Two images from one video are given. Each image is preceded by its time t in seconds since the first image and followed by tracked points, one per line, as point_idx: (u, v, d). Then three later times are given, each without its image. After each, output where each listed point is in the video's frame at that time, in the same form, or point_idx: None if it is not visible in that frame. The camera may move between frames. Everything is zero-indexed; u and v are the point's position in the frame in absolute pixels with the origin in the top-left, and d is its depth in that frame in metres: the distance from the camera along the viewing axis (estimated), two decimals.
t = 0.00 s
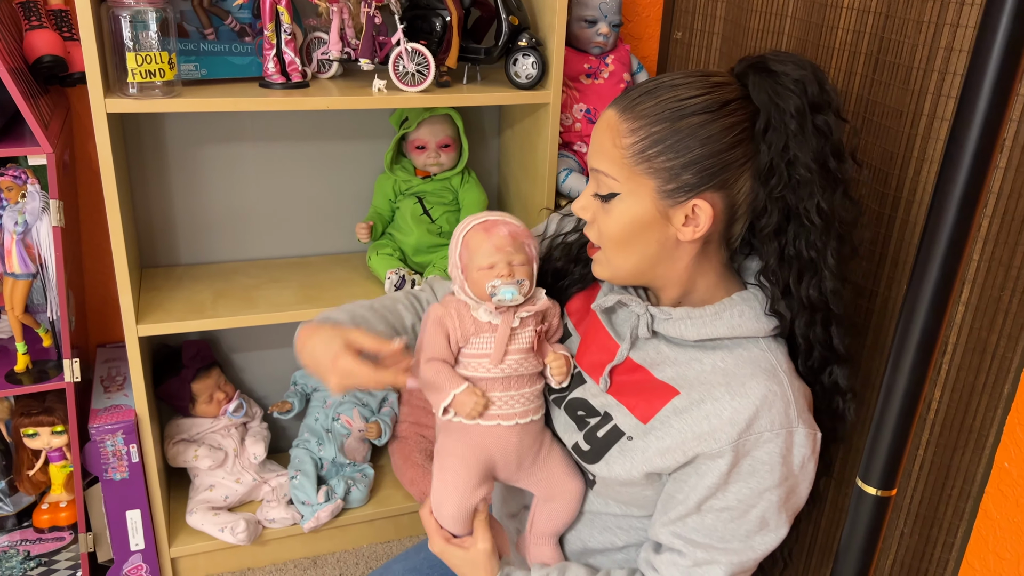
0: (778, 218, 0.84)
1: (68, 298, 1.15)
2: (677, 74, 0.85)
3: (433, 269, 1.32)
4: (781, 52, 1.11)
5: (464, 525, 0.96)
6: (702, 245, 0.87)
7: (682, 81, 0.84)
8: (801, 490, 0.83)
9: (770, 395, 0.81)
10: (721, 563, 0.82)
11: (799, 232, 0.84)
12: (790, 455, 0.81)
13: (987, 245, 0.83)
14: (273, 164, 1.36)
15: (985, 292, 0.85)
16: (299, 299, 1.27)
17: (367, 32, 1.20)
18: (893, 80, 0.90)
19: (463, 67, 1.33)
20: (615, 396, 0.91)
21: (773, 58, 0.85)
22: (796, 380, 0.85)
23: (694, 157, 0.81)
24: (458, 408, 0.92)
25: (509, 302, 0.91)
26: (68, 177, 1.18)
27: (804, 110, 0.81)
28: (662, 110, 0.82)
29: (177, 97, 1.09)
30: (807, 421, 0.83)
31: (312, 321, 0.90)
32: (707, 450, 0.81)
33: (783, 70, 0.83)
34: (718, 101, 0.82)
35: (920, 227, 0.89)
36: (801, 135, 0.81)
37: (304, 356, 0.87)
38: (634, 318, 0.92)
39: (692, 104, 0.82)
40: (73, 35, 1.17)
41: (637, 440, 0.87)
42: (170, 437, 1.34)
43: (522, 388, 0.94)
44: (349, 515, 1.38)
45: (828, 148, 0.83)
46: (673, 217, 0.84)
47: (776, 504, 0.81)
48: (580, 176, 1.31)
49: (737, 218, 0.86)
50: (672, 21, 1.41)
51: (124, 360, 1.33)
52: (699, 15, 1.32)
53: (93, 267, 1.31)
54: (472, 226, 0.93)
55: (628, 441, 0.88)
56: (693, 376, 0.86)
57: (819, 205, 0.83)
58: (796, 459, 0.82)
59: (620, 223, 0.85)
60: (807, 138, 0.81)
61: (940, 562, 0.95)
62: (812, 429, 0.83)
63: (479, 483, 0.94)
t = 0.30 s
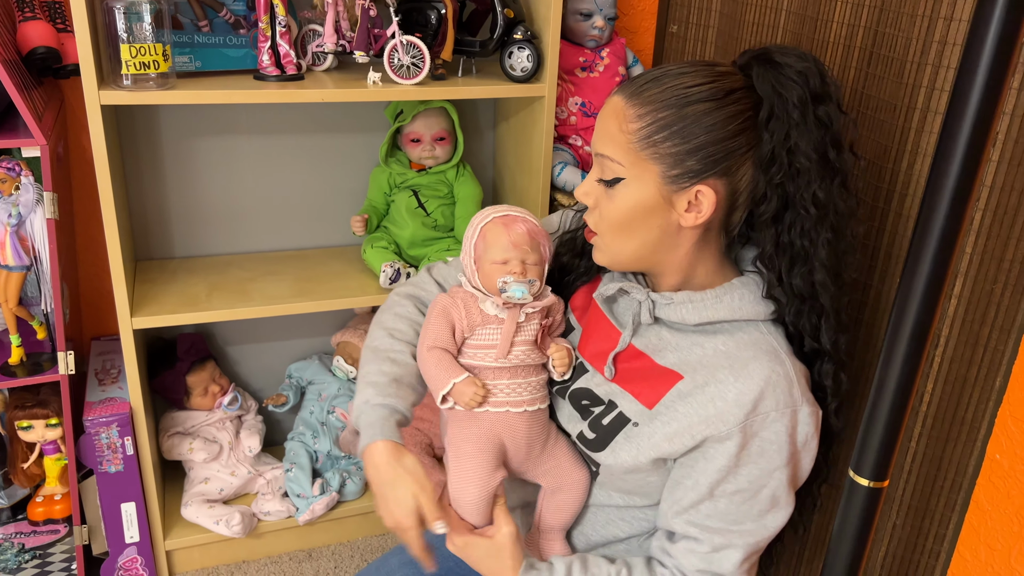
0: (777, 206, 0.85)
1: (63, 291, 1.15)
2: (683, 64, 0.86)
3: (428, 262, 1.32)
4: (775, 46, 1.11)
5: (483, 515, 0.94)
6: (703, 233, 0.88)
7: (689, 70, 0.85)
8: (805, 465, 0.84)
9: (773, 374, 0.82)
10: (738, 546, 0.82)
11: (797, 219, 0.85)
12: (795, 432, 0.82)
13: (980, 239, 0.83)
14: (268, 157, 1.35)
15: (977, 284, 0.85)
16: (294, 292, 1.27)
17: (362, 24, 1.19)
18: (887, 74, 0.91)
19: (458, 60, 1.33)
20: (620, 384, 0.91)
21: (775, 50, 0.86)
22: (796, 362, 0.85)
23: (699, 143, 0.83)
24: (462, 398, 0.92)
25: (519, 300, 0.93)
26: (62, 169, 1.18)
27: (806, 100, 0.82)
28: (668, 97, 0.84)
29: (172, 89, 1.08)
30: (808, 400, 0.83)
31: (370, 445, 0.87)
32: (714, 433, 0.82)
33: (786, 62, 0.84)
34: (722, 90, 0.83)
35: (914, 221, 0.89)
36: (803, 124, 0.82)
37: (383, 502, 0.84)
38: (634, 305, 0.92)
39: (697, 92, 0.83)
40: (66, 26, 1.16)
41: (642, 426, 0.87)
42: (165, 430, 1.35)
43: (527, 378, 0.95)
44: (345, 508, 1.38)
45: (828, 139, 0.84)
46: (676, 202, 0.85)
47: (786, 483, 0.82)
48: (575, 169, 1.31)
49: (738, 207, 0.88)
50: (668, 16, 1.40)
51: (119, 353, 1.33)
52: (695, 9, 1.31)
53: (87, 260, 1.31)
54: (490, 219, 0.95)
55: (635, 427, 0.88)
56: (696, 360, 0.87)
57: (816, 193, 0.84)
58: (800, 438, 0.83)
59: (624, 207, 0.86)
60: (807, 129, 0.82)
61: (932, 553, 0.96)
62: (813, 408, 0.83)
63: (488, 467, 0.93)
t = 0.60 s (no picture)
0: (777, 186, 0.87)
1: (58, 284, 1.15)
2: (675, 56, 0.88)
3: (423, 256, 1.33)
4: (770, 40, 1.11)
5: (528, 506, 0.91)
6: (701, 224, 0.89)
7: (682, 61, 0.87)
8: (821, 422, 0.86)
9: (784, 346, 0.83)
10: (782, 517, 0.84)
11: (794, 197, 0.88)
12: (812, 398, 0.84)
13: (973, 232, 0.83)
14: (264, 151, 1.35)
15: (971, 277, 0.85)
16: (291, 286, 1.27)
17: (357, 18, 1.19)
18: (882, 68, 0.91)
19: (454, 54, 1.33)
20: (632, 370, 0.91)
21: (760, 39, 0.89)
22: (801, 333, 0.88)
23: (703, 131, 0.84)
24: (482, 403, 0.93)
25: (520, 300, 0.95)
26: (57, 163, 1.18)
27: (795, 81, 0.85)
28: (669, 89, 0.85)
29: (166, 83, 1.08)
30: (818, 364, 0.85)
31: (415, 454, 0.91)
32: (738, 414, 0.82)
33: (772, 48, 0.88)
34: (716, 78, 0.86)
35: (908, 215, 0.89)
36: (796, 104, 0.85)
37: (440, 500, 0.89)
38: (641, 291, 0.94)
39: (695, 82, 0.85)
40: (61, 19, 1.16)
41: (659, 411, 0.88)
42: (160, 425, 1.34)
43: (538, 378, 0.97)
44: (341, 502, 1.38)
45: (817, 118, 0.87)
46: (683, 190, 0.86)
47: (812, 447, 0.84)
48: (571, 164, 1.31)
49: (734, 193, 0.89)
50: (665, 10, 1.40)
51: (115, 347, 1.33)
52: (691, 3, 1.31)
53: (83, 254, 1.31)
54: (480, 227, 0.97)
55: (651, 412, 0.89)
56: (706, 340, 0.88)
57: (814, 170, 0.87)
58: (817, 403, 0.85)
59: (631, 199, 0.86)
60: (800, 108, 0.85)
61: (926, 545, 0.97)
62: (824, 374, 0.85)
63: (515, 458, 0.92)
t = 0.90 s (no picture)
0: (776, 180, 0.88)
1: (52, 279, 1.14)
2: (674, 53, 0.88)
3: (418, 250, 1.32)
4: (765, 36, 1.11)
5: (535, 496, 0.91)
6: (697, 222, 0.90)
7: (684, 58, 0.87)
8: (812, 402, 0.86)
9: (781, 322, 0.85)
10: (752, 487, 0.81)
11: (794, 188, 0.88)
12: (806, 374, 0.84)
13: (968, 226, 0.83)
14: (259, 146, 1.35)
15: (965, 272, 0.85)
16: (286, 281, 1.27)
17: (353, 12, 1.19)
18: (876, 63, 0.91)
19: (449, 48, 1.32)
20: (636, 359, 0.92)
21: (756, 36, 0.89)
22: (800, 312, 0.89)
23: (708, 129, 0.84)
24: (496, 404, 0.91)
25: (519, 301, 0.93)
26: (51, 157, 1.17)
27: (791, 76, 0.86)
28: (676, 87, 0.84)
29: (160, 77, 1.08)
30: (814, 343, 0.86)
31: (430, 458, 0.89)
32: (732, 381, 0.84)
33: (768, 45, 0.88)
34: (718, 75, 0.86)
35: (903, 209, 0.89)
36: (793, 98, 0.86)
37: (461, 501, 0.88)
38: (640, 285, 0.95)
39: (700, 80, 0.85)
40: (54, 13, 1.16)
41: (664, 397, 0.89)
42: (156, 419, 1.34)
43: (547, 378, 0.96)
44: (336, 497, 1.39)
45: (813, 112, 0.88)
46: (689, 187, 0.86)
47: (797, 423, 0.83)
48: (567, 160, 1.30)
49: (732, 185, 0.90)
50: (661, 4, 1.40)
51: (109, 343, 1.32)
52: None
53: (76, 249, 1.30)
54: (471, 235, 0.96)
55: (656, 399, 0.89)
56: (705, 325, 0.89)
57: (813, 163, 0.87)
58: (811, 380, 0.85)
59: (638, 197, 0.86)
60: (800, 103, 0.86)
61: (919, 539, 0.97)
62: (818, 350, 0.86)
63: (526, 463, 0.91)
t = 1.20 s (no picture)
0: (771, 179, 0.88)
1: (46, 275, 1.14)
2: (671, 50, 0.87)
3: (414, 246, 1.32)
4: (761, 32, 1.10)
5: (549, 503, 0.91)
6: (692, 218, 0.90)
7: (682, 55, 0.86)
8: (801, 394, 0.86)
9: (774, 312, 0.85)
10: (731, 467, 0.81)
11: (789, 186, 0.88)
12: (796, 364, 0.84)
13: (964, 221, 0.83)
14: (254, 142, 1.35)
15: (961, 268, 0.85)
16: (281, 277, 1.26)
17: (348, 8, 1.19)
18: (872, 58, 0.91)
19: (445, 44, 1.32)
20: (631, 355, 0.92)
21: (754, 33, 0.89)
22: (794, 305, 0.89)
23: (704, 127, 0.84)
24: (503, 399, 0.91)
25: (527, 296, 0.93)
26: (44, 153, 1.17)
27: (788, 75, 0.86)
28: (673, 84, 0.84)
29: (154, 72, 1.07)
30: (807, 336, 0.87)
31: (437, 452, 0.89)
32: (722, 367, 0.84)
33: (766, 42, 0.88)
34: (716, 73, 0.85)
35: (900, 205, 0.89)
36: (790, 97, 0.85)
37: (467, 494, 0.87)
38: (634, 280, 0.94)
39: (697, 78, 0.84)
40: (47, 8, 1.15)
41: (660, 393, 0.89)
42: (150, 417, 1.34)
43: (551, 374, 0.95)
44: (332, 494, 1.38)
45: (809, 111, 0.88)
46: (683, 184, 0.86)
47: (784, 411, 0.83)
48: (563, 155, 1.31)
49: (726, 182, 0.90)
50: None
51: (104, 339, 1.32)
52: None
53: (71, 245, 1.30)
54: (478, 229, 0.95)
55: (654, 394, 0.89)
56: (698, 319, 0.89)
57: (809, 161, 0.87)
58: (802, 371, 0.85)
59: (633, 194, 0.86)
60: (797, 102, 0.86)
61: (915, 534, 0.97)
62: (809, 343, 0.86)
63: (532, 459, 0.90)
